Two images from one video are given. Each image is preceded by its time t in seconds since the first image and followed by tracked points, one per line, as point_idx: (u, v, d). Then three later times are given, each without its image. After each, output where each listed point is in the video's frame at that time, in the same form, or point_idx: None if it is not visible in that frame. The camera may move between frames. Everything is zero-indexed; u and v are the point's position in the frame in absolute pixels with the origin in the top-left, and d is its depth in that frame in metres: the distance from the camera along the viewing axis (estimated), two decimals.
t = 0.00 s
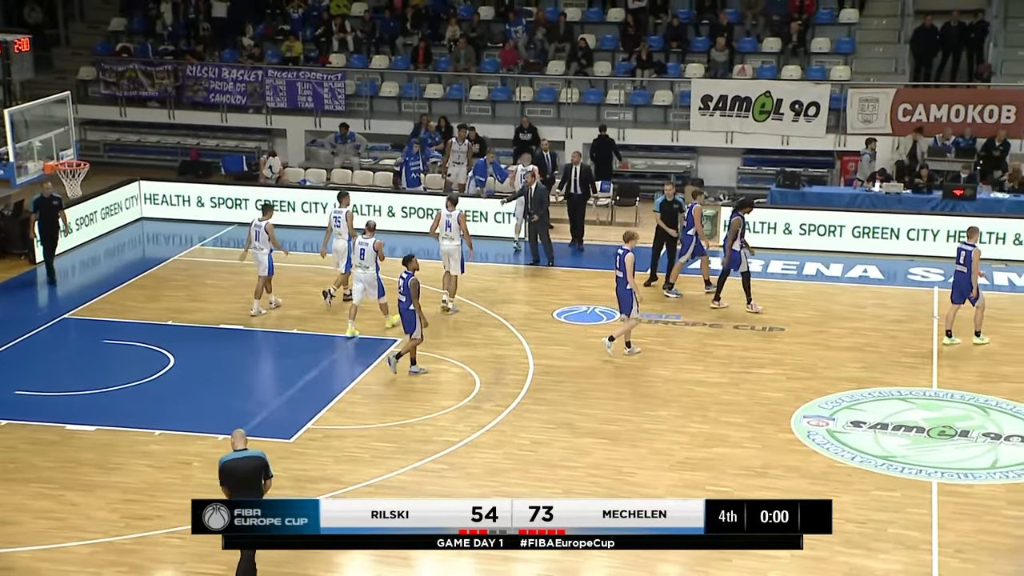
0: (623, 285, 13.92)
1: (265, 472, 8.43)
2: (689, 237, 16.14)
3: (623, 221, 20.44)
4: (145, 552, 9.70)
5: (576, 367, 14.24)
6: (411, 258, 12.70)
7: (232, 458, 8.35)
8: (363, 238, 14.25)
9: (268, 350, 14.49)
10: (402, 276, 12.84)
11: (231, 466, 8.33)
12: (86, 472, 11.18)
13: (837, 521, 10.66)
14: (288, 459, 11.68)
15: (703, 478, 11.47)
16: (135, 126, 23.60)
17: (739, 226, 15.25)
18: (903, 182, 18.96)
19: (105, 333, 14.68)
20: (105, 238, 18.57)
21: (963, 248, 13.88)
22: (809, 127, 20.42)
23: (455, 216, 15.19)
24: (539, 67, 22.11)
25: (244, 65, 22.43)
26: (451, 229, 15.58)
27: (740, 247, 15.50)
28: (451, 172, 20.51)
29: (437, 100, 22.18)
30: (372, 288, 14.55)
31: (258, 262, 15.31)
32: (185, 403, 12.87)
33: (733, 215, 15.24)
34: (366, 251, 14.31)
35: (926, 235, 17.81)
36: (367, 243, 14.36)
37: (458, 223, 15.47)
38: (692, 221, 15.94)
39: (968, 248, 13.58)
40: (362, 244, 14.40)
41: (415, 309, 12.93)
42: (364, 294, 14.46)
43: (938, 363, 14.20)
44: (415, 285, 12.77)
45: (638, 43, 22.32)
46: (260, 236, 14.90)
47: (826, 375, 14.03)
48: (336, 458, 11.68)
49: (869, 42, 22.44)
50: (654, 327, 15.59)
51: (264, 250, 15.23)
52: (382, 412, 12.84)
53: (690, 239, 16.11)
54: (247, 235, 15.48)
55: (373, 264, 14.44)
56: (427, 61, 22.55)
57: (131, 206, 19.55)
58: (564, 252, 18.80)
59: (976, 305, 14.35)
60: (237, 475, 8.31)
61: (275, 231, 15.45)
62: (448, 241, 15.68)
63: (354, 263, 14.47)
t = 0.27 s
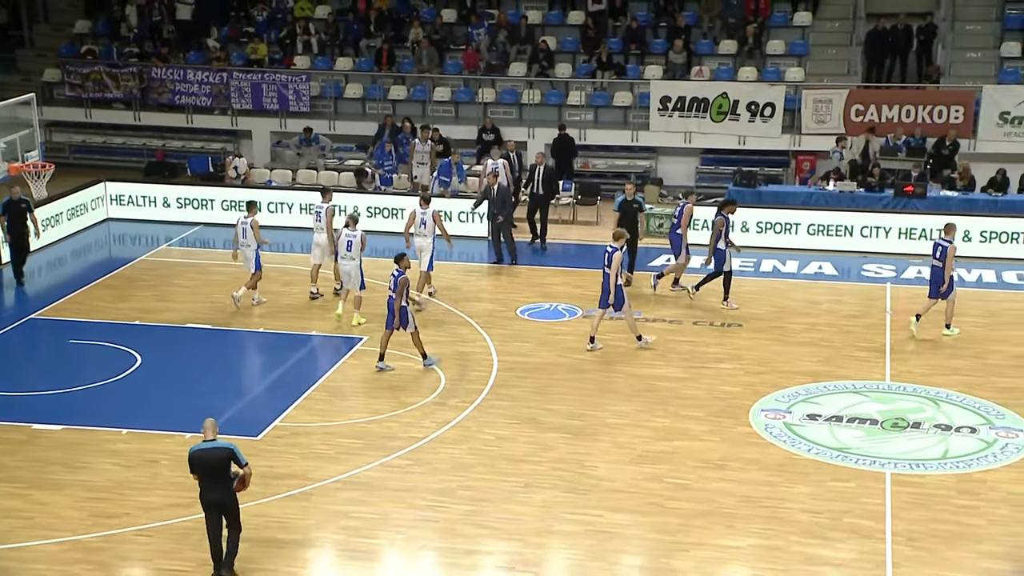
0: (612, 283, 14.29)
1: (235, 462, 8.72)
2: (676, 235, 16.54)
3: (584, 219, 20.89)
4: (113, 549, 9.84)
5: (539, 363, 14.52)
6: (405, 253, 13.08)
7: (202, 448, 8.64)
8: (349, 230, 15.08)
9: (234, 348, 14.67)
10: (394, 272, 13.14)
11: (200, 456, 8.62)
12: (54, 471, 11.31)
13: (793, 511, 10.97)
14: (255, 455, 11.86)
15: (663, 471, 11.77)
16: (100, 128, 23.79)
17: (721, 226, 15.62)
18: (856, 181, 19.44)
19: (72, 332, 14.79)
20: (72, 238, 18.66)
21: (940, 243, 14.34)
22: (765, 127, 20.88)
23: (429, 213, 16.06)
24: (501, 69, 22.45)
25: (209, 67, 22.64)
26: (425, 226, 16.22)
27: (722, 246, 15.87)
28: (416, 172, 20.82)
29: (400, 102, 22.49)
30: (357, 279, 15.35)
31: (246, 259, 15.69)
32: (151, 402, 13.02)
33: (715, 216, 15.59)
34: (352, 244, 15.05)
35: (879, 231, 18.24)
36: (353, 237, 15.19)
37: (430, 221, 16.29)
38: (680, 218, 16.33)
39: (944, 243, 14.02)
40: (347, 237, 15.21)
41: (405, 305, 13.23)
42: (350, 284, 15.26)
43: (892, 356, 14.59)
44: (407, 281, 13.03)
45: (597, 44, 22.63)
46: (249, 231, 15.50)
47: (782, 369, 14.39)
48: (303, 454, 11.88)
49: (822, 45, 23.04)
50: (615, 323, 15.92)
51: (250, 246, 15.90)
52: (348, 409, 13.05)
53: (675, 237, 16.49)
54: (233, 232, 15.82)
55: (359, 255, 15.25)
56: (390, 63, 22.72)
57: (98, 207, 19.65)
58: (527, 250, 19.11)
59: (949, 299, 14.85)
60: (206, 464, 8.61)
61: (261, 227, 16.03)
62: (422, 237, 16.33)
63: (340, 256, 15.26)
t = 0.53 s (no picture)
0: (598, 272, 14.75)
1: (207, 455, 8.94)
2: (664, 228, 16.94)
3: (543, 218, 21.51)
4: (78, 547, 9.99)
5: (500, 359, 14.84)
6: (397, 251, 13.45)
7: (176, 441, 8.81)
8: (326, 226, 15.57)
9: (198, 347, 14.85)
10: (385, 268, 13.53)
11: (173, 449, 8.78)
12: (19, 471, 11.46)
13: (747, 501, 11.30)
14: (219, 453, 12.06)
15: (621, 465, 12.09)
16: (63, 130, 24.67)
17: (704, 224, 15.93)
18: (807, 180, 20.14)
19: (35, 333, 14.92)
20: (36, 239, 18.77)
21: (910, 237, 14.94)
22: (717, 129, 22.03)
23: (401, 204, 16.65)
24: (460, 71, 23.42)
25: (172, 70, 23.47)
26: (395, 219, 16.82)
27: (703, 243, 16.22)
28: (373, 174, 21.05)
29: (362, 103, 23.33)
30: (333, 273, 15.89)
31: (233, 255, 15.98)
32: (116, 402, 13.18)
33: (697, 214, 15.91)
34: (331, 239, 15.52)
35: (830, 229, 18.73)
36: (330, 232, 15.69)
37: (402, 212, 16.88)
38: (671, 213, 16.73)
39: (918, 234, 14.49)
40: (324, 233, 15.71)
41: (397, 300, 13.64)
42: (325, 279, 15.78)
43: (843, 351, 15.01)
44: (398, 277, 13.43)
45: (556, 47, 23.71)
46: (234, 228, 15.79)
47: (737, 364, 14.77)
48: (267, 452, 12.09)
49: (774, 47, 24.30)
50: (574, 320, 16.28)
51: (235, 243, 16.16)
52: (312, 407, 13.28)
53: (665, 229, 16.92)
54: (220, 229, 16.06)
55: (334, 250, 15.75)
56: (351, 66, 23.67)
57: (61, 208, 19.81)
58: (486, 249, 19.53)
59: (910, 292, 15.34)
60: (181, 458, 8.79)
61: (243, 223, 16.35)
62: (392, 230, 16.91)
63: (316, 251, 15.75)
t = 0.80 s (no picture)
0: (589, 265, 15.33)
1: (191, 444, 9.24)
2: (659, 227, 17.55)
3: (508, 219, 21.89)
4: (51, 545, 10.17)
5: (467, 357, 15.16)
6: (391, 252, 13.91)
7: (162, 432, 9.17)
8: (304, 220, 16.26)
9: (169, 347, 15.07)
10: (379, 266, 14.03)
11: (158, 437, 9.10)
12: None
13: (709, 494, 11.62)
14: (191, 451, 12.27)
15: (587, 459, 12.41)
16: (32, 133, 25.59)
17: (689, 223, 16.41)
18: (765, 180, 20.82)
19: (5, 334, 15.08)
20: (5, 241, 18.94)
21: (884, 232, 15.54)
22: (678, 130, 22.82)
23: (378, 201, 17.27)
24: (427, 74, 24.37)
25: (140, 73, 24.30)
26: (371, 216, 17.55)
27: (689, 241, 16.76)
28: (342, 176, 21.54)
29: (330, 107, 24.21)
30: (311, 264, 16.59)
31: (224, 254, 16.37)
32: (87, 401, 13.37)
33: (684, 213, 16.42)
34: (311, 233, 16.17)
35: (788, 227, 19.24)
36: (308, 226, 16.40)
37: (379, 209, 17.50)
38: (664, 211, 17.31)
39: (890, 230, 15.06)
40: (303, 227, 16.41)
41: (390, 297, 14.15)
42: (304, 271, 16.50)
43: (801, 346, 15.44)
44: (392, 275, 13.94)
45: (520, 51, 24.75)
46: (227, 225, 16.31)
47: (699, 360, 15.16)
48: (239, 448, 12.34)
49: (732, 51, 25.50)
50: (540, 317, 16.65)
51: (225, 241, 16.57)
52: (282, 405, 13.54)
53: (661, 228, 17.49)
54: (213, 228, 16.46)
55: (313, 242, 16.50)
56: (319, 69, 24.51)
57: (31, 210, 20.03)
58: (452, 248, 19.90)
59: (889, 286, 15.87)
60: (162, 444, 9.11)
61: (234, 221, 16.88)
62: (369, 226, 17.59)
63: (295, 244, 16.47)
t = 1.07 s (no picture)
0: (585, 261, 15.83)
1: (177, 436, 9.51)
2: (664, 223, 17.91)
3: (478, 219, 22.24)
4: (28, 543, 10.34)
5: (439, 355, 15.45)
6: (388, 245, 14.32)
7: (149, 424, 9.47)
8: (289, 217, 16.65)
9: (144, 348, 15.28)
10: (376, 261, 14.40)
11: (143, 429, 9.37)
12: None
13: (675, 487, 11.89)
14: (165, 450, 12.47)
15: (556, 454, 12.68)
16: (6, 136, 25.83)
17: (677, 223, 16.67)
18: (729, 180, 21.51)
19: None
20: None
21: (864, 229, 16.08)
22: (644, 132, 23.53)
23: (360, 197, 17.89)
24: (397, 78, 24.89)
25: (114, 78, 24.58)
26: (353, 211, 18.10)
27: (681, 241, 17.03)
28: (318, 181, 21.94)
29: (302, 110, 24.64)
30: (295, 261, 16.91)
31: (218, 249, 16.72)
32: (63, 401, 13.58)
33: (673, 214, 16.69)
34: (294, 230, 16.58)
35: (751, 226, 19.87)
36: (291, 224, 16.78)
37: (360, 205, 18.07)
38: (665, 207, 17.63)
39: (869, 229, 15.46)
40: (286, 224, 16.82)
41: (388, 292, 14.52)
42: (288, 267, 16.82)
43: (764, 343, 15.82)
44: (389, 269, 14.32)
45: (489, 55, 25.38)
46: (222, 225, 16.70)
47: (665, 356, 15.51)
48: (214, 447, 12.57)
49: (696, 54, 26.21)
50: (510, 316, 16.98)
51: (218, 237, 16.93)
52: (256, 404, 13.78)
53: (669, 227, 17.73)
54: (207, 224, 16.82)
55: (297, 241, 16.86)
56: (290, 73, 25.05)
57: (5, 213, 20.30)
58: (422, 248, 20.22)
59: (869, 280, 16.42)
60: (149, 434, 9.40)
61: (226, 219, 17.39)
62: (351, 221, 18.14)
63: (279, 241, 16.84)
